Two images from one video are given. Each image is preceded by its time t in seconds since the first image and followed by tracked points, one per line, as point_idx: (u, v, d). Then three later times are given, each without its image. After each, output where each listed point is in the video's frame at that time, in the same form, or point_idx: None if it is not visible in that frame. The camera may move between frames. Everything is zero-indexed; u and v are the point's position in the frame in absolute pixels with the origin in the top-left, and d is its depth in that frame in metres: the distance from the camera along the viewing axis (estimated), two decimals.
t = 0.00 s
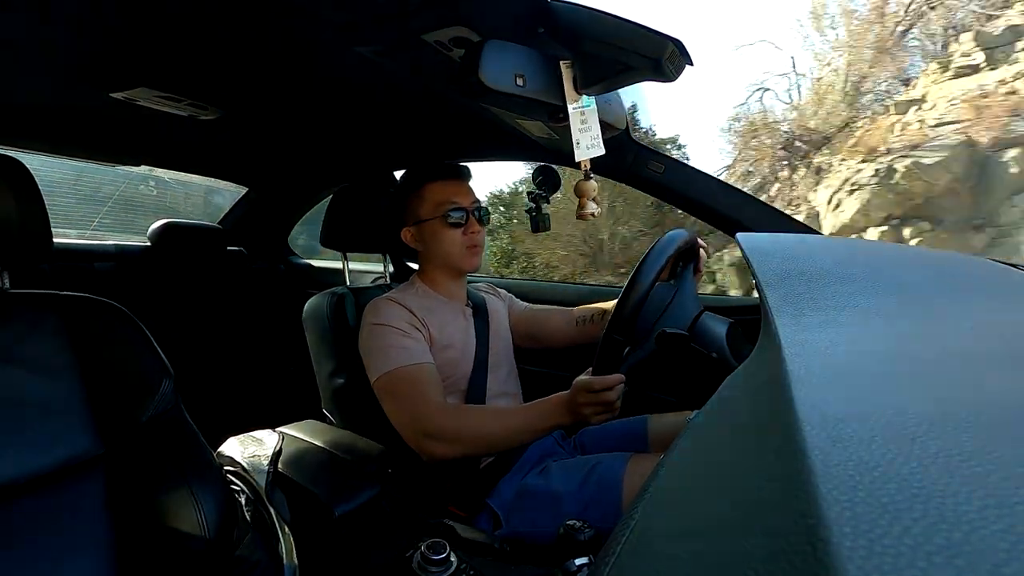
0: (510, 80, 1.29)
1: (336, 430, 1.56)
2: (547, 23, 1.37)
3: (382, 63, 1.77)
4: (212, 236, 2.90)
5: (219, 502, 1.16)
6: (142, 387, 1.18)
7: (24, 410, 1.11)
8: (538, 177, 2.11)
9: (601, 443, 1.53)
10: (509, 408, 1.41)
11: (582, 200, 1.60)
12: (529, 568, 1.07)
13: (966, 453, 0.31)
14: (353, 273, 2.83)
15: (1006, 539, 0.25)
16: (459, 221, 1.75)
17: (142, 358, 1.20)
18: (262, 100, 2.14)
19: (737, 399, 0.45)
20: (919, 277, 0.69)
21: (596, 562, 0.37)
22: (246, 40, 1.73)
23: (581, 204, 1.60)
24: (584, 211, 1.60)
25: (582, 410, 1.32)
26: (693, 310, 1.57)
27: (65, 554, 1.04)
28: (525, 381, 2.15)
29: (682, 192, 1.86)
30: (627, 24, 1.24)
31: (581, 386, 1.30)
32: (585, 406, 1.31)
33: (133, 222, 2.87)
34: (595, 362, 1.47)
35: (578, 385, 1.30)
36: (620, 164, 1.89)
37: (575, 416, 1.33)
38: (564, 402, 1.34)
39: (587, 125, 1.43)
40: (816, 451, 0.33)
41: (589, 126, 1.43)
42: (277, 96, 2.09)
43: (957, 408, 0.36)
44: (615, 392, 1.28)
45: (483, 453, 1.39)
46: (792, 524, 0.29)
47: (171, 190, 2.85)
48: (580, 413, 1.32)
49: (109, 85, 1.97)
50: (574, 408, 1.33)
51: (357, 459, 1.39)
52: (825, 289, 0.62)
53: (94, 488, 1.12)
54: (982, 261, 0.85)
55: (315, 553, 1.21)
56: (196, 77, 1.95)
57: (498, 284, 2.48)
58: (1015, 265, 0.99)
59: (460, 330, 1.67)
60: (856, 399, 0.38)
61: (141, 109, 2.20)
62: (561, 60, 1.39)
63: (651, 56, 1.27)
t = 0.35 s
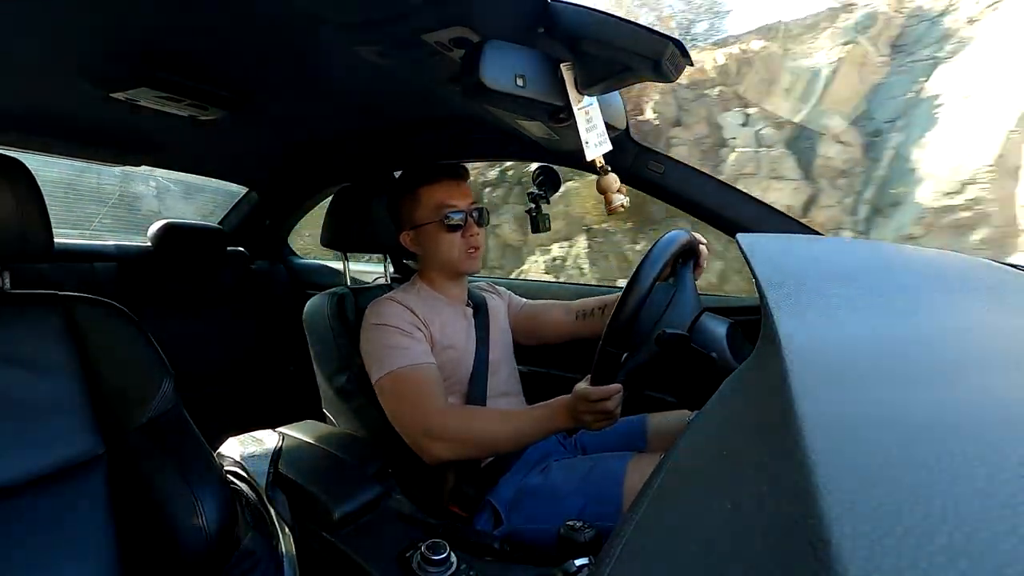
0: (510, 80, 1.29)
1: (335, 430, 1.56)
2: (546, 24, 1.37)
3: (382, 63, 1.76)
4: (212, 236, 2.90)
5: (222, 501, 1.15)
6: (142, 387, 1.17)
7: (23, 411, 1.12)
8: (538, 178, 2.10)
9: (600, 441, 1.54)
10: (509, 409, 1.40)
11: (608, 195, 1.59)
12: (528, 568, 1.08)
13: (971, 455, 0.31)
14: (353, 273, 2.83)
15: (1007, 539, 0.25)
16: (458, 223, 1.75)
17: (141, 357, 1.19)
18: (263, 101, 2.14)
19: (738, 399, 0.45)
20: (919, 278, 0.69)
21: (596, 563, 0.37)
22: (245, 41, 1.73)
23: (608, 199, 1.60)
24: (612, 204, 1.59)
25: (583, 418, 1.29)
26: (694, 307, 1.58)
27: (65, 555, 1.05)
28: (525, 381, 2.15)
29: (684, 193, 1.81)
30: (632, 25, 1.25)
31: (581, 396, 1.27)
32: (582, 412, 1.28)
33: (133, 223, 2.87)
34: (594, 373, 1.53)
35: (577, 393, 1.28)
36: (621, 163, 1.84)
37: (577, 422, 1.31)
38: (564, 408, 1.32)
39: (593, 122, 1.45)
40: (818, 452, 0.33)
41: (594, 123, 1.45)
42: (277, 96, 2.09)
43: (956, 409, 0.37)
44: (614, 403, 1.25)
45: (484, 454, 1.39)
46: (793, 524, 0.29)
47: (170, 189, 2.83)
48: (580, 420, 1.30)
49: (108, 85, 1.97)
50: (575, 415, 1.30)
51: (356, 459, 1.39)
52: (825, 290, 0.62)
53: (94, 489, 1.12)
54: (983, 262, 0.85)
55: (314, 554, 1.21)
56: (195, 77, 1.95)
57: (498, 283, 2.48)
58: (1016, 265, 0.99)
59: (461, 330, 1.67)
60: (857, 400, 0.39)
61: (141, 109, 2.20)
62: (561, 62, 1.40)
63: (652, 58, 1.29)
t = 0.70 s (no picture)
0: (510, 80, 1.29)
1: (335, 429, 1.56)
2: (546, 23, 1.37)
3: (382, 63, 1.76)
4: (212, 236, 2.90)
5: (222, 502, 1.15)
6: (142, 386, 1.18)
7: (23, 410, 1.12)
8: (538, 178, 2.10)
9: (601, 441, 1.54)
10: (508, 408, 1.40)
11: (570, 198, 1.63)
12: (528, 568, 1.08)
13: (971, 454, 0.31)
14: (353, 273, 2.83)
15: (1008, 539, 0.25)
16: (459, 221, 1.75)
17: (141, 356, 1.19)
18: (263, 101, 2.14)
19: (737, 400, 0.45)
20: (919, 277, 0.69)
21: (596, 562, 0.37)
22: (245, 41, 1.74)
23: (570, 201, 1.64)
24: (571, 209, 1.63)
25: (584, 417, 1.28)
26: (694, 305, 1.57)
27: (65, 554, 1.05)
28: (525, 381, 2.15)
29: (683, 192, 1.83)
30: (630, 24, 1.25)
31: (581, 393, 1.26)
32: (580, 411, 1.27)
33: (133, 223, 2.87)
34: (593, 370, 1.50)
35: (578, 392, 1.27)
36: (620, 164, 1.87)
37: (577, 421, 1.30)
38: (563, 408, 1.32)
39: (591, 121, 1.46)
40: (816, 451, 0.33)
41: (593, 122, 1.46)
42: (277, 96, 2.10)
43: (955, 408, 0.37)
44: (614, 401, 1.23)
45: (484, 453, 1.39)
46: (792, 523, 0.29)
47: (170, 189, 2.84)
48: (580, 420, 1.29)
49: (108, 85, 1.97)
50: (576, 414, 1.29)
51: (356, 459, 1.39)
52: (825, 289, 0.62)
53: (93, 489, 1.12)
54: (983, 261, 0.85)
55: (314, 554, 1.21)
56: (195, 76, 1.95)
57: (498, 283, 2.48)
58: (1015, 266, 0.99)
59: (461, 330, 1.67)
60: (856, 399, 0.39)
61: (141, 108, 2.20)
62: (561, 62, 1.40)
63: (651, 57, 1.28)
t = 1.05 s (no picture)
0: (510, 80, 1.29)
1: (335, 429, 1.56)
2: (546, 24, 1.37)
3: (383, 64, 1.76)
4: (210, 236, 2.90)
5: (221, 502, 1.17)
6: (142, 386, 1.18)
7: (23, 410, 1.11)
8: (539, 178, 2.10)
9: (600, 441, 1.54)
10: (508, 409, 1.40)
11: (602, 196, 1.60)
12: (527, 568, 1.08)
13: (969, 454, 0.31)
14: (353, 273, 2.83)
15: (1008, 539, 0.25)
16: (458, 222, 1.75)
17: (143, 359, 1.21)
18: (263, 101, 2.14)
19: (736, 401, 0.45)
20: (916, 276, 0.69)
21: (596, 564, 0.38)
22: (246, 41, 1.73)
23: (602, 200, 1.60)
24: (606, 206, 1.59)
25: (583, 415, 1.27)
26: (693, 305, 1.58)
27: (65, 555, 1.05)
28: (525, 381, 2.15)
29: (684, 191, 1.81)
30: (630, 25, 1.26)
31: (581, 390, 1.26)
32: (582, 411, 1.27)
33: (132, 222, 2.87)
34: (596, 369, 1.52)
35: (578, 390, 1.26)
36: (620, 166, 1.86)
37: (577, 420, 1.29)
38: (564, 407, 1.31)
39: (592, 119, 1.46)
40: (815, 451, 0.33)
41: (593, 120, 1.46)
42: (277, 96, 2.09)
43: (954, 407, 0.37)
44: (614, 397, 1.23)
45: (485, 454, 1.39)
46: (791, 524, 0.29)
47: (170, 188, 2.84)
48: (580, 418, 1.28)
49: (109, 85, 1.97)
50: (575, 412, 1.29)
51: (356, 460, 1.39)
52: (824, 289, 0.62)
53: (94, 490, 1.12)
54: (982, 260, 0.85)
55: (314, 554, 1.21)
56: (195, 76, 1.95)
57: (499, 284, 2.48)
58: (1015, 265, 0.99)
59: (461, 330, 1.67)
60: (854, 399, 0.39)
61: (141, 109, 2.20)
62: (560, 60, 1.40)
63: (650, 58, 1.27)
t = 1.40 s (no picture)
0: (510, 79, 1.29)
1: (335, 429, 1.56)
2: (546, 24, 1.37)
3: (383, 64, 1.77)
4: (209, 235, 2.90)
5: (221, 502, 1.16)
6: (142, 385, 1.18)
7: (24, 411, 1.11)
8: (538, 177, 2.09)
9: (600, 440, 1.54)
10: (507, 406, 1.40)
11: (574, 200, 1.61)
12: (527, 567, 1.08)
13: (969, 454, 0.31)
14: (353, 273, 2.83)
15: (1008, 539, 0.25)
16: (461, 221, 1.75)
17: (143, 356, 1.20)
18: (263, 101, 2.14)
19: (736, 400, 0.45)
20: (917, 276, 0.69)
21: (595, 562, 0.38)
22: (247, 42, 1.74)
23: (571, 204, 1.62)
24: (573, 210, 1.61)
25: (583, 406, 1.27)
26: (693, 309, 1.57)
27: (66, 555, 1.05)
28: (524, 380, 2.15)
29: (683, 190, 1.86)
30: (630, 24, 1.26)
31: (581, 381, 1.25)
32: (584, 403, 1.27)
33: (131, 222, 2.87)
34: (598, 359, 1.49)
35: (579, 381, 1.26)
36: (620, 164, 1.90)
37: (577, 414, 1.30)
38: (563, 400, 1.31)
39: (591, 121, 1.46)
40: (815, 450, 0.33)
41: (591, 122, 1.46)
42: (277, 96, 2.09)
43: (955, 407, 0.37)
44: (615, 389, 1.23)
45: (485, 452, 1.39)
46: (790, 524, 0.29)
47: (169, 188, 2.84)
48: (580, 411, 1.28)
49: (109, 85, 1.97)
50: (575, 405, 1.29)
51: (356, 459, 1.39)
52: (824, 289, 0.62)
53: (94, 489, 1.12)
54: (982, 260, 0.85)
55: (314, 554, 1.21)
56: (195, 76, 1.95)
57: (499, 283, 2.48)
58: (1015, 265, 0.99)
59: (461, 330, 1.67)
60: (855, 399, 0.39)
61: (141, 109, 2.20)
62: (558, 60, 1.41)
63: (650, 56, 1.27)
